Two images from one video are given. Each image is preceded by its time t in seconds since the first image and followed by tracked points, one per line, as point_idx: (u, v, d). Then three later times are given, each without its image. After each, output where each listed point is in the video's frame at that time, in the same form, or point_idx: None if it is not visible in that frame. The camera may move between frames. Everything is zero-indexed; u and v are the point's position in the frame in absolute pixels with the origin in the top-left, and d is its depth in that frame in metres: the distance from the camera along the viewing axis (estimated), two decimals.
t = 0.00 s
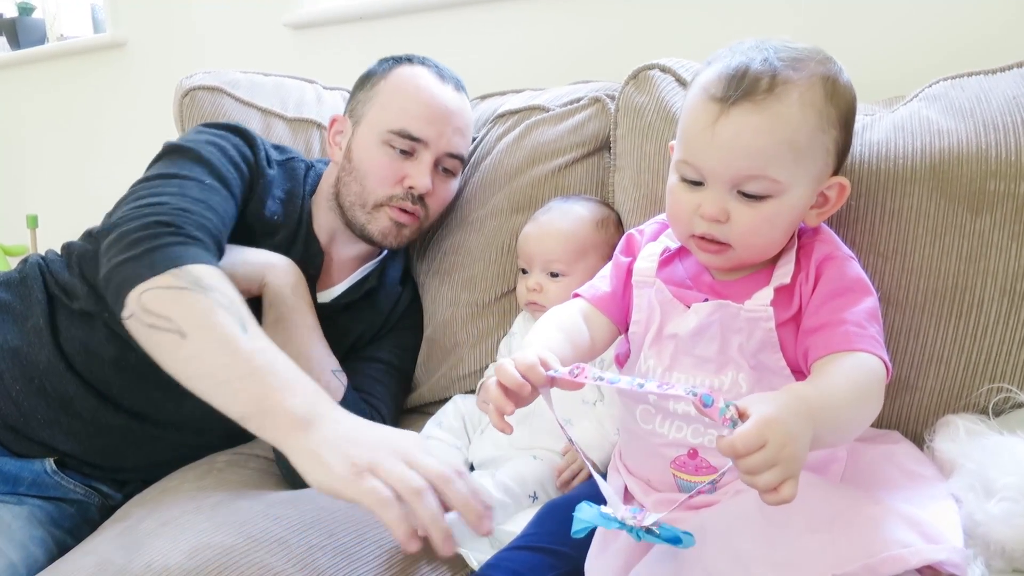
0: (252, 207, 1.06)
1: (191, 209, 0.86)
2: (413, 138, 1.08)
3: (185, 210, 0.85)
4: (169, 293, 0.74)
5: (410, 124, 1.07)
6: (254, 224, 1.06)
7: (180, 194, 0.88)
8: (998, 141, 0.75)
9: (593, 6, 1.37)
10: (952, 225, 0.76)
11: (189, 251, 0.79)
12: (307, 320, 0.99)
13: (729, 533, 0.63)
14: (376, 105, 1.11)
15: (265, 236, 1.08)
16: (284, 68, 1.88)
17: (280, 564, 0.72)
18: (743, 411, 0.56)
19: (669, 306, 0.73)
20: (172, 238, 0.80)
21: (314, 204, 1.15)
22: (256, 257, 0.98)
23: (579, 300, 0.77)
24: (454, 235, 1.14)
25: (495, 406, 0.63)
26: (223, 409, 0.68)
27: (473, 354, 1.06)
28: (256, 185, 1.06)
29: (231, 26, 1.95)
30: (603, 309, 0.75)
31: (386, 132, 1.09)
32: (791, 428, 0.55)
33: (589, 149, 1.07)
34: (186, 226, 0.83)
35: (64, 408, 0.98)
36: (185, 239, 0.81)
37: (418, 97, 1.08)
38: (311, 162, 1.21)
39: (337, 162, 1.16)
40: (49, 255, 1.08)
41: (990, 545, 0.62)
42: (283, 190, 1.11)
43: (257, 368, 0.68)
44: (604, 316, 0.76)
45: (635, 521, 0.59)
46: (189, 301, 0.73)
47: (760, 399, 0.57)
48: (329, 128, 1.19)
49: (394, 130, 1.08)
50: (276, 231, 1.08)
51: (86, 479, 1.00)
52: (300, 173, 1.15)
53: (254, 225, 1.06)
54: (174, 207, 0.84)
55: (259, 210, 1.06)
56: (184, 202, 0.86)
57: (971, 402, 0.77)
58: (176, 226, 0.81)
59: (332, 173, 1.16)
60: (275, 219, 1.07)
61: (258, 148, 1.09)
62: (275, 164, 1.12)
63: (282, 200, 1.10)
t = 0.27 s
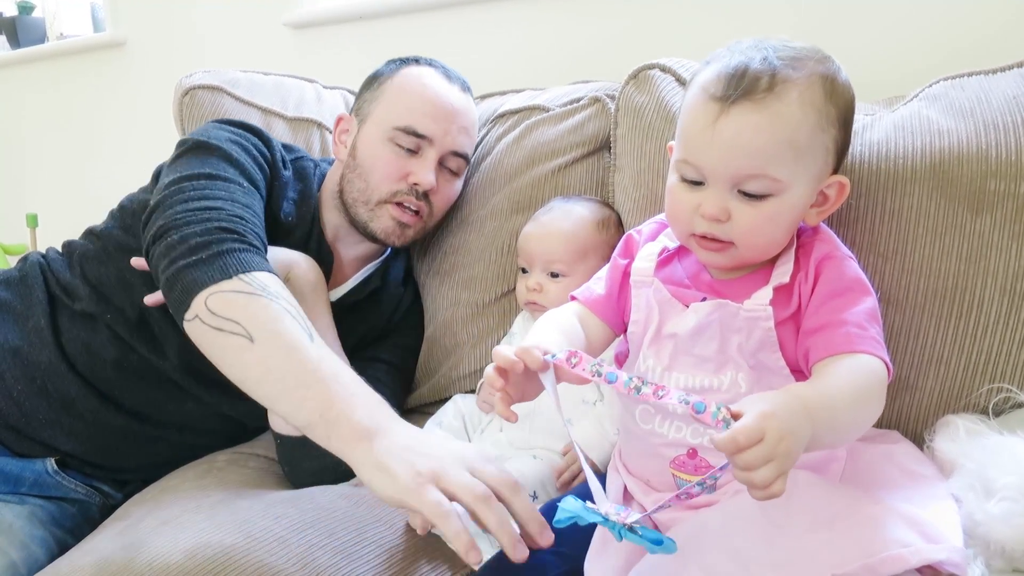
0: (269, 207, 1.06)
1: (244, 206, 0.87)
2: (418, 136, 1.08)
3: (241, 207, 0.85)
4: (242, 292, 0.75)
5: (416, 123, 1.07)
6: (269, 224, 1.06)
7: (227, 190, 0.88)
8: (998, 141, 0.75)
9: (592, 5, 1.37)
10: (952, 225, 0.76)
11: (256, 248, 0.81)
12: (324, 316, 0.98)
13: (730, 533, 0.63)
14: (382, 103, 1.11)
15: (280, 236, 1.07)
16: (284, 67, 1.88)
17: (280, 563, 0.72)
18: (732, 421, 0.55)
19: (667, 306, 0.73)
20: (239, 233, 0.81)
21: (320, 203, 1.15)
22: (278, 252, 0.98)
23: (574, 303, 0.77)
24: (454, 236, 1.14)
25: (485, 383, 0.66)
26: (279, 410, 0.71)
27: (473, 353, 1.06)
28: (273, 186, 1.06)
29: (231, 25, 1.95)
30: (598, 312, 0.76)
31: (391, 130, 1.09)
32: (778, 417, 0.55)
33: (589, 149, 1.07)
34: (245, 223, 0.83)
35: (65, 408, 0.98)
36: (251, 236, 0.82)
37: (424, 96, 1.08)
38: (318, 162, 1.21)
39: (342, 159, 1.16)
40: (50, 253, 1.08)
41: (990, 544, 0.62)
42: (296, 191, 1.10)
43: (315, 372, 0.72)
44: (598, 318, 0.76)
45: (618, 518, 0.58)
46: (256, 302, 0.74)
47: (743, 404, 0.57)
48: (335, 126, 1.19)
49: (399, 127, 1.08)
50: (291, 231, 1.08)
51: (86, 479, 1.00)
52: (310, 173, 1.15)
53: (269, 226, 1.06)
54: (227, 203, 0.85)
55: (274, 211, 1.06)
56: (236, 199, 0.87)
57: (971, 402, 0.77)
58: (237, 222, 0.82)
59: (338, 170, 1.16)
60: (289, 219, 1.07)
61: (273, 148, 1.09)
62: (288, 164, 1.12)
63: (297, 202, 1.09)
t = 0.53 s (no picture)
0: (267, 208, 1.06)
1: (234, 208, 0.86)
2: (413, 132, 1.08)
3: (230, 210, 0.85)
4: (225, 295, 0.74)
5: (411, 119, 1.08)
6: (269, 224, 1.06)
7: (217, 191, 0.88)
8: (998, 141, 0.75)
9: (591, 5, 1.37)
10: (951, 225, 0.76)
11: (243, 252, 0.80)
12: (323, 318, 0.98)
13: (730, 533, 0.63)
14: (377, 101, 1.11)
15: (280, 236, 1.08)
16: (283, 67, 1.88)
17: (280, 564, 0.72)
18: (736, 370, 0.56)
19: (667, 308, 0.73)
20: (226, 237, 0.80)
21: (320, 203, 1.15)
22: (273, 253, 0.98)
23: (572, 307, 0.79)
24: (453, 237, 1.14)
25: (493, 353, 0.67)
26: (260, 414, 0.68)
27: (472, 354, 1.06)
28: (269, 187, 1.06)
29: (231, 25, 1.95)
30: (594, 315, 0.77)
31: (386, 127, 1.09)
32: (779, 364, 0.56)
33: (588, 149, 1.07)
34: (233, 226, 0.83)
35: (64, 408, 0.98)
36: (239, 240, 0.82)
37: (417, 94, 1.08)
38: (316, 163, 1.21)
39: (338, 160, 1.16)
40: (50, 254, 1.08)
41: (990, 545, 0.62)
42: (293, 192, 1.11)
43: (301, 374, 0.69)
44: (594, 321, 0.77)
45: (642, 485, 0.62)
46: (239, 303, 0.73)
47: (747, 348, 0.57)
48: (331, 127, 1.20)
49: (394, 124, 1.08)
50: (291, 230, 1.08)
51: (86, 479, 1.00)
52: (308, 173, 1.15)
53: (268, 226, 1.06)
54: (216, 205, 0.84)
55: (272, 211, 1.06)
56: (225, 201, 0.87)
57: (971, 402, 0.77)
58: (224, 225, 0.82)
59: (334, 172, 1.16)
60: (288, 219, 1.07)
61: (268, 149, 1.09)
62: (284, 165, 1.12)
63: (294, 201, 1.10)
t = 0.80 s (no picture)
0: (236, 207, 1.05)
1: (135, 207, 0.85)
2: (408, 128, 1.08)
3: (130, 210, 0.84)
4: (91, 295, 0.72)
5: (406, 115, 1.08)
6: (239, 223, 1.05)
7: (131, 194, 0.88)
8: (997, 141, 0.75)
9: (591, 6, 1.37)
10: (951, 225, 0.76)
11: (119, 251, 0.78)
12: (294, 327, 0.98)
13: (729, 533, 0.63)
14: (372, 98, 1.11)
15: (253, 235, 1.07)
16: (282, 67, 1.88)
17: (279, 564, 0.72)
18: (747, 357, 0.56)
19: (667, 308, 0.73)
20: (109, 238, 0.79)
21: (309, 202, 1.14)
22: (231, 258, 0.97)
23: (573, 311, 0.78)
24: (453, 237, 1.14)
25: (494, 334, 0.66)
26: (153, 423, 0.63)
27: (471, 354, 1.06)
28: (236, 186, 1.06)
29: (229, 25, 1.95)
30: (594, 318, 0.77)
31: (380, 123, 1.09)
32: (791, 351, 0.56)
33: (587, 150, 1.07)
34: (124, 226, 0.81)
35: (62, 407, 0.98)
36: (124, 240, 0.80)
37: (410, 90, 1.08)
38: (305, 162, 1.21)
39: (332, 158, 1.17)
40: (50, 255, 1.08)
41: (989, 545, 0.62)
42: (272, 189, 1.10)
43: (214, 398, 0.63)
44: (594, 325, 0.77)
45: (634, 461, 0.64)
46: (103, 303, 0.71)
47: (758, 338, 0.57)
48: (325, 126, 1.20)
49: (388, 121, 1.09)
50: (266, 228, 1.07)
51: (85, 479, 1.01)
52: (291, 173, 1.15)
53: (239, 224, 1.05)
54: (121, 207, 0.84)
55: (245, 209, 1.06)
56: (130, 202, 0.86)
57: (970, 402, 0.77)
58: (114, 227, 0.80)
59: (329, 170, 1.16)
60: (262, 216, 1.07)
61: (239, 147, 1.09)
62: (262, 164, 1.12)
63: (271, 198, 1.09)
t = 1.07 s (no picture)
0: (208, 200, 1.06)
1: (51, 190, 0.99)
2: (416, 132, 1.09)
3: (44, 192, 0.98)
4: None
5: (414, 119, 1.09)
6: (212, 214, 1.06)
7: (58, 179, 1.02)
8: (995, 141, 0.75)
9: (590, 6, 1.37)
10: (949, 224, 0.76)
11: (34, 229, 0.95)
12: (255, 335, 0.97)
13: (729, 533, 0.63)
14: (380, 99, 1.12)
15: (224, 228, 1.07)
16: (281, 68, 1.89)
17: (278, 566, 0.72)
18: (751, 363, 0.55)
19: (666, 310, 0.73)
20: (15, 217, 0.95)
21: (297, 203, 1.16)
22: (176, 274, 0.96)
23: (572, 313, 0.78)
24: (453, 237, 1.14)
25: (495, 336, 0.67)
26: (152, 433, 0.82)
27: (470, 353, 1.06)
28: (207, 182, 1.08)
29: (227, 26, 1.95)
30: (593, 320, 0.76)
31: (389, 125, 1.10)
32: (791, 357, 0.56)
33: (586, 150, 1.07)
34: (32, 207, 0.97)
35: (59, 408, 0.98)
36: (19, 218, 0.95)
37: (420, 95, 1.10)
38: (292, 164, 1.22)
39: (335, 155, 1.17)
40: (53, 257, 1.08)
41: (988, 545, 0.62)
42: (250, 183, 1.12)
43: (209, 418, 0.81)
44: (593, 328, 0.77)
45: (633, 466, 0.64)
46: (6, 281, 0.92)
47: (760, 344, 0.56)
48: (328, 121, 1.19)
49: (398, 123, 1.09)
50: (239, 220, 1.07)
51: (83, 481, 1.00)
52: (271, 172, 1.16)
53: (211, 216, 1.06)
54: (37, 189, 0.99)
55: (216, 199, 1.06)
56: (53, 185, 1.00)
57: (969, 402, 0.77)
58: (22, 207, 0.96)
59: (330, 168, 1.17)
60: (235, 208, 1.07)
61: (206, 143, 1.12)
62: (237, 159, 1.14)
63: (247, 190, 1.10)
